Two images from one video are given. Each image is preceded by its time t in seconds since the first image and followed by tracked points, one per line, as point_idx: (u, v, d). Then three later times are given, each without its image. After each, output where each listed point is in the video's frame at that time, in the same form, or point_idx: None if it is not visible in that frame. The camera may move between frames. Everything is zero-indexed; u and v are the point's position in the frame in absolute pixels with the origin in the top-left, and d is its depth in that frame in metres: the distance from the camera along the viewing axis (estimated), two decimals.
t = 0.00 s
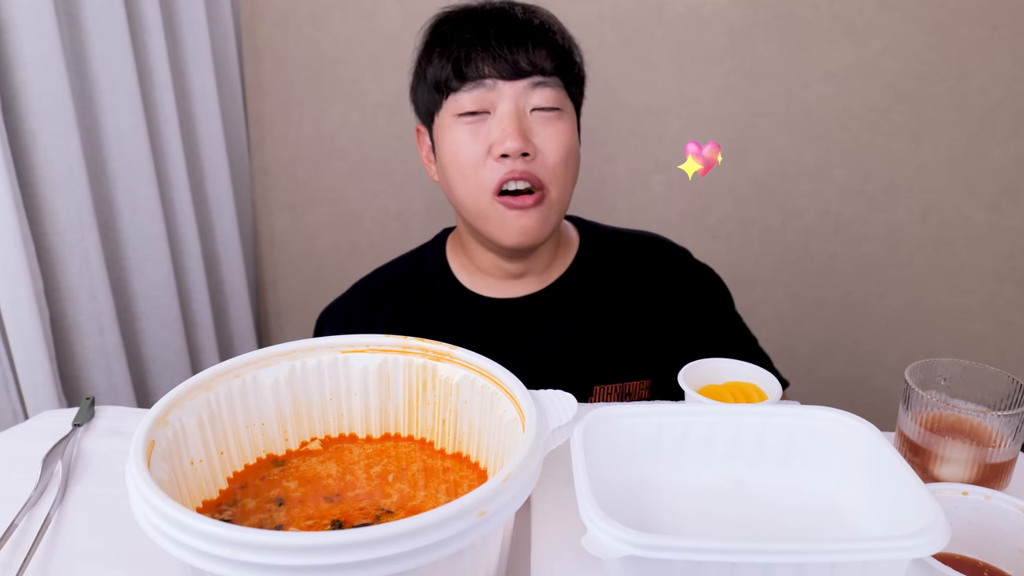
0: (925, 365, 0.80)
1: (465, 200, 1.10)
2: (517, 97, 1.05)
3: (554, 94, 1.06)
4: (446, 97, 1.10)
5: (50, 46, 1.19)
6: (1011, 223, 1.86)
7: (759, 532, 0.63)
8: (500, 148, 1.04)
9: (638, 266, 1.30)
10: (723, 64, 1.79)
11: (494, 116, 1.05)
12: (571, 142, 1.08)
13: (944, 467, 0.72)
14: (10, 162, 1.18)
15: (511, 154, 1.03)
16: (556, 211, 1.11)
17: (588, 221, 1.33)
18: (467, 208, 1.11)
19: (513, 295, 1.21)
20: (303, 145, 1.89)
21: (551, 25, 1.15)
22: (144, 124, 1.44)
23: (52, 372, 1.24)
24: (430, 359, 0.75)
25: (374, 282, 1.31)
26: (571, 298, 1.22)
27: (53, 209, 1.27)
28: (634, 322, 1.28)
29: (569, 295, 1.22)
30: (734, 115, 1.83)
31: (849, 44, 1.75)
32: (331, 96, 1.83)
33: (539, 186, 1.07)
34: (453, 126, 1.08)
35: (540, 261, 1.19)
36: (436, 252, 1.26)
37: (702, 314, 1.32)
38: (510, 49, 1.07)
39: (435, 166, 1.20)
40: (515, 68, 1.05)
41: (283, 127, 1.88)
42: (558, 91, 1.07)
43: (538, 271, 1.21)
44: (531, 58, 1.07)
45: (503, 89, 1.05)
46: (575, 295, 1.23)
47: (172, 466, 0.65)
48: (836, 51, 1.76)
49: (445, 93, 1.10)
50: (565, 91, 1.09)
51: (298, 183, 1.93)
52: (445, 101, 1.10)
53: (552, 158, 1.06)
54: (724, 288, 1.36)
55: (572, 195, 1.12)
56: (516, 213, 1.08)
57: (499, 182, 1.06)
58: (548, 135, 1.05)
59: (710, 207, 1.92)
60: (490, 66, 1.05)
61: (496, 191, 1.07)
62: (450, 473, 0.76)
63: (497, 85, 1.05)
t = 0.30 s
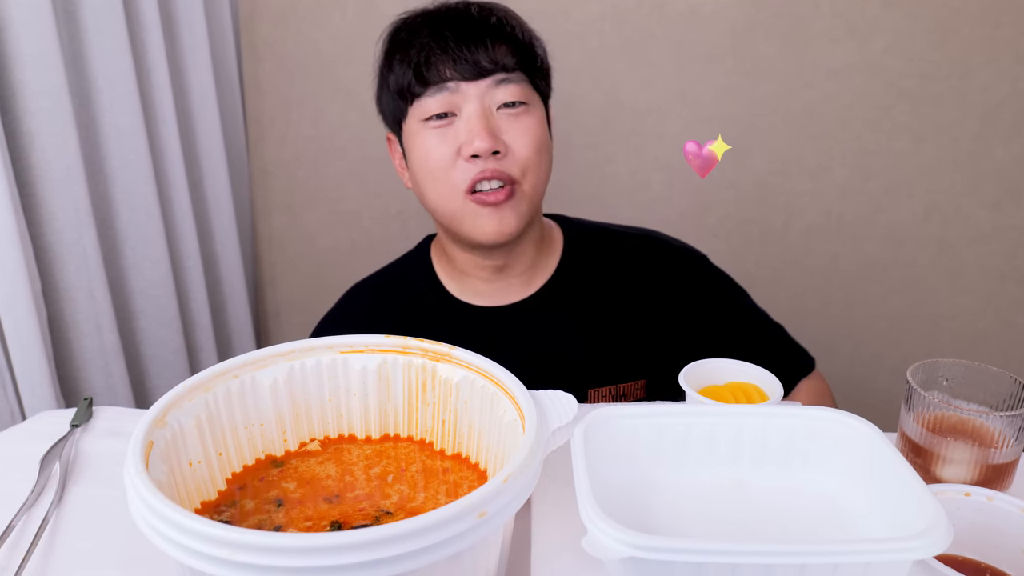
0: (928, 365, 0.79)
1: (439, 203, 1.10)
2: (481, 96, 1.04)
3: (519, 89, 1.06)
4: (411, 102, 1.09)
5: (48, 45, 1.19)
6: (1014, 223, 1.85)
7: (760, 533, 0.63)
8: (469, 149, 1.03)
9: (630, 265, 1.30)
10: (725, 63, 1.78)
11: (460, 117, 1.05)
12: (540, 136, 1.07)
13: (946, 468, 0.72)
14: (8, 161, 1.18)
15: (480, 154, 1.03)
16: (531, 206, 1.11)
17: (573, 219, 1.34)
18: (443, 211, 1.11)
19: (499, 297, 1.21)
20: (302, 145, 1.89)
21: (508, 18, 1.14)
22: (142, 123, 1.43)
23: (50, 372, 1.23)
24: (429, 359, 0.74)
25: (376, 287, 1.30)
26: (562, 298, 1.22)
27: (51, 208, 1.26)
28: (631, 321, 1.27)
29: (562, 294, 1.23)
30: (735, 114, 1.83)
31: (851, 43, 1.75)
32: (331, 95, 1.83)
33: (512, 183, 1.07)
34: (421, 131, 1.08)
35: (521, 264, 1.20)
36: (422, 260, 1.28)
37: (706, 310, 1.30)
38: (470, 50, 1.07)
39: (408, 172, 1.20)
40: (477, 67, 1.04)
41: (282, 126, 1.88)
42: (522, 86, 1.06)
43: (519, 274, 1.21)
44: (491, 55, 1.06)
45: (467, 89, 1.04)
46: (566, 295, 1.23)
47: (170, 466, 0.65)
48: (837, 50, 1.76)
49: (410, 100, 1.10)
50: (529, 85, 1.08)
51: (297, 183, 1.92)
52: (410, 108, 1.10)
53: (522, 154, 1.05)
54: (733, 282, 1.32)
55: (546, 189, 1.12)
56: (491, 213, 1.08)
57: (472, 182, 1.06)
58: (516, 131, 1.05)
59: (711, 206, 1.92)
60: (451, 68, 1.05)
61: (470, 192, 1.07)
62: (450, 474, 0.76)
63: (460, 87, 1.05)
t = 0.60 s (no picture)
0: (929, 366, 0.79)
1: (414, 225, 1.06)
2: (452, 115, 0.98)
3: (489, 104, 1.00)
4: (377, 122, 1.03)
5: (46, 44, 1.19)
6: (1016, 223, 1.84)
7: (761, 534, 0.62)
8: (443, 171, 0.98)
9: (605, 263, 1.28)
10: (726, 63, 1.78)
11: (431, 138, 0.99)
12: (512, 149, 1.03)
13: (949, 469, 0.71)
14: (5, 161, 1.17)
15: (456, 176, 0.98)
16: (507, 219, 1.08)
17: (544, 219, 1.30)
18: (418, 231, 1.06)
19: (474, 308, 1.18)
20: (301, 144, 1.88)
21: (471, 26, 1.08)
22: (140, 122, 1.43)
23: (48, 372, 1.23)
24: (429, 360, 0.74)
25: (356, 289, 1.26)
26: (539, 302, 1.20)
27: (48, 207, 1.26)
28: (609, 323, 1.26)
29: (540, 297, 1.20)
30: (736, 113, 1.82)
31: (852, 41, 1.75)
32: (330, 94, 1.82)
33: (489, 200, 1.03)
34: (391, 152, 1.02)
35: (494, 273, 1.16)
36: (395, 265, 1.24)
37: (672, 309, 1.31)
38: (437, 65, 1.00)
39: (374, 189, 1.14)
40: (445, 84, 0.98)
41: (281, 126, 1.87)
42: (492, 100, 1.01)
43: (493, 283, 1.17)
44: (458, 70, 1.00)
45: (436, 109, 0.98)
46: (542, 298, 1.20)
47: (169, 467, 0.64)
48: (838, 48, 1.76)
49: (374, 119, 1.03)
50: (498, 97, 1.03)
51: (295, 182, 1.92)
52: (376, 127, 1.03)
53: (497, 170, 1.01)
54: (695, 281, 1.34)
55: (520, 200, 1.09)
56: (469, 232, 1.04)
57: (449, 204, 1.01)
58: (490, 148, 1.00)
59: (712, 206, 1.92)
60: (417, 86, 0.98)
61: (446, 213, 1.02)
62: (450, 474, 0.76)
63: (429, 106, 0.98)
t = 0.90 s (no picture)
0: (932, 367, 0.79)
1: (395, 232, 1.05)
2: (434, 123, 0.97)
3: (471, 111, 0.99)
4: (357, 128, 1.01)
5: (43, 43, 1.18)
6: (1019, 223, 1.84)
7: (762, 535, 0.62)
8: (425, 179, 0.97)
9: (587, 264, 1.28)
10: (727, 62, 1.78)
11: (413, 146, 0.97)
12: (494, 156, 1.02)
13: (951, 470, 0.71)
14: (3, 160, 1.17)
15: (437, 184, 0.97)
16: (487, 226, 1.07)
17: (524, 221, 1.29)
18: (399, 237, 1.05)
19: (454, 308, 1.16)
20: (300, 143, 1.88)
21: (455, 29, 1.05)
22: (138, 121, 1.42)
23: (45, 372, 1.22)
24: (429, 360, 0.74)
25: (345, 291, 1.24)
26: (523, 301, 1.19)
27: (46, 207, 1.26)
28: (594, 323, 1.26)
29: (524, 297, 1.20)
30: (737, 112, 1.82)
31: (854, 40, 1.74)
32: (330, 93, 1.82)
33: (471, 208, 1.02)
34: (372, 159, 1.00)
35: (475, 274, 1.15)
36: (376, 269, 1.22)
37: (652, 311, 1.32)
38: (418, 72, 0.98)
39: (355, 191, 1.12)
40: (427, 91, 0.96)
41: (280, 125, 1.87)
42: (474, 106, 1.00)
43: (473, 284, 1.16)
44: (440, 76, 0.98)
45: (418, 116, 0.97)
46: (525, 296, 1.20)
47: (167, 468, 0.64)
48: (840, 47, 1.75)
49: (356, 125, 1.01)
50: (480, 103, 1.02)
51: (294, 181, 1.91)
52: (357, 133, 1.02)
53: (479, 178, 1.00)
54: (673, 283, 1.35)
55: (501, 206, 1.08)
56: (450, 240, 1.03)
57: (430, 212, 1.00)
58: (472, 155, 0.99)
59: (713, 206, 1.91)
60: (398, 94, 0.97)
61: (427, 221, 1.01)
62: (449, 475, 0.75)
63: (411, 113, 0.97)
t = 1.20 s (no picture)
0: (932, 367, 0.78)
1: (425, 237, 1.02)
2: (477, 132, 0.95)
3: (510, 121, 0.99)
4: (397, 130, 0.98)
5: (42, 42, 1.18)
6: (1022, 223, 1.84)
7: (763, 536, 0.62)
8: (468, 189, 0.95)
9: (587, 262, 1.28)
10: (728, 61, 1.77)
11: (455, 154, 0.95)
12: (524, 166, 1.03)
13: (952, 471, 0.71)
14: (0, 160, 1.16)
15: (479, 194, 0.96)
16: (511, 231, 1.07)
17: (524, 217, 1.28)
18: (427, 241, 1.03)
19: (457, 306, 1.16)
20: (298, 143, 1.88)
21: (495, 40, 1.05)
22: (137, 121, 1.42)
23: (43, 373, 1.22)
24: (428, 360, 0.73)
25: (343, 290, 1.23)
26: (523, 298, 1.19)
27: (44, 207, 1.25)
28: (593, 320, 1.26)
29: (524, 294, 1.19)
30: (738, 111, 1.82)
31: (856, 39, 1.74)
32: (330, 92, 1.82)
33: (502, 215, 1.02)
34: (411, 164, 0.97)
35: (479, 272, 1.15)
36: (375, 269, 1.21)
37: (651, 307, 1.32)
38: (467, 82, 0.97)
39: (371, 190, 1.09)
40: (476, 101, 0.95)
41: (279, 125, 1.87)
42: (511, 117, 0.99)
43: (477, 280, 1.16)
44: (487, 87, 0.98)
45: (463, 124, 0.95)
46: (525, 293, 1.19)
47: (165, 470, 0.64)
48: (842, 46, 1.75)
49: (394, 126, 0.98)
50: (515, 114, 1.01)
51: (294, 180, 1.91)
52: (395, 135, 0.98)
53: (512, 187, 1.00)
54: (673, 279, 1.34)
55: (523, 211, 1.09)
56: (481, 246, 1.02)
57: (466, 219, 0.99)
58: (509, 165, 0.99)
59: (714, 205, 1.91)
60: (448, 101, 0.95)
61: (461, 227, 1.00)
62: (448, 476, 0.75)
63: (456, 121, 0.94)
